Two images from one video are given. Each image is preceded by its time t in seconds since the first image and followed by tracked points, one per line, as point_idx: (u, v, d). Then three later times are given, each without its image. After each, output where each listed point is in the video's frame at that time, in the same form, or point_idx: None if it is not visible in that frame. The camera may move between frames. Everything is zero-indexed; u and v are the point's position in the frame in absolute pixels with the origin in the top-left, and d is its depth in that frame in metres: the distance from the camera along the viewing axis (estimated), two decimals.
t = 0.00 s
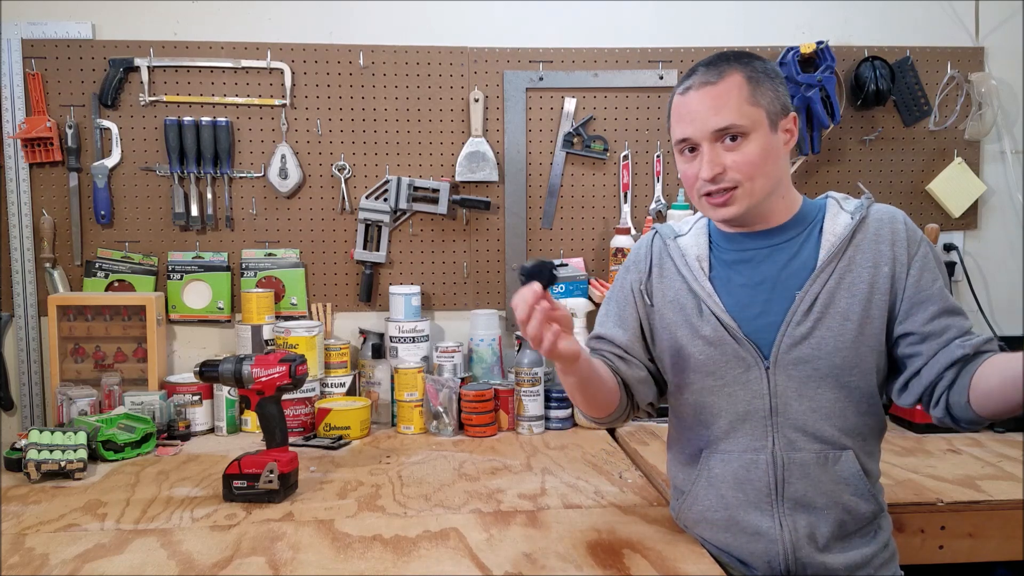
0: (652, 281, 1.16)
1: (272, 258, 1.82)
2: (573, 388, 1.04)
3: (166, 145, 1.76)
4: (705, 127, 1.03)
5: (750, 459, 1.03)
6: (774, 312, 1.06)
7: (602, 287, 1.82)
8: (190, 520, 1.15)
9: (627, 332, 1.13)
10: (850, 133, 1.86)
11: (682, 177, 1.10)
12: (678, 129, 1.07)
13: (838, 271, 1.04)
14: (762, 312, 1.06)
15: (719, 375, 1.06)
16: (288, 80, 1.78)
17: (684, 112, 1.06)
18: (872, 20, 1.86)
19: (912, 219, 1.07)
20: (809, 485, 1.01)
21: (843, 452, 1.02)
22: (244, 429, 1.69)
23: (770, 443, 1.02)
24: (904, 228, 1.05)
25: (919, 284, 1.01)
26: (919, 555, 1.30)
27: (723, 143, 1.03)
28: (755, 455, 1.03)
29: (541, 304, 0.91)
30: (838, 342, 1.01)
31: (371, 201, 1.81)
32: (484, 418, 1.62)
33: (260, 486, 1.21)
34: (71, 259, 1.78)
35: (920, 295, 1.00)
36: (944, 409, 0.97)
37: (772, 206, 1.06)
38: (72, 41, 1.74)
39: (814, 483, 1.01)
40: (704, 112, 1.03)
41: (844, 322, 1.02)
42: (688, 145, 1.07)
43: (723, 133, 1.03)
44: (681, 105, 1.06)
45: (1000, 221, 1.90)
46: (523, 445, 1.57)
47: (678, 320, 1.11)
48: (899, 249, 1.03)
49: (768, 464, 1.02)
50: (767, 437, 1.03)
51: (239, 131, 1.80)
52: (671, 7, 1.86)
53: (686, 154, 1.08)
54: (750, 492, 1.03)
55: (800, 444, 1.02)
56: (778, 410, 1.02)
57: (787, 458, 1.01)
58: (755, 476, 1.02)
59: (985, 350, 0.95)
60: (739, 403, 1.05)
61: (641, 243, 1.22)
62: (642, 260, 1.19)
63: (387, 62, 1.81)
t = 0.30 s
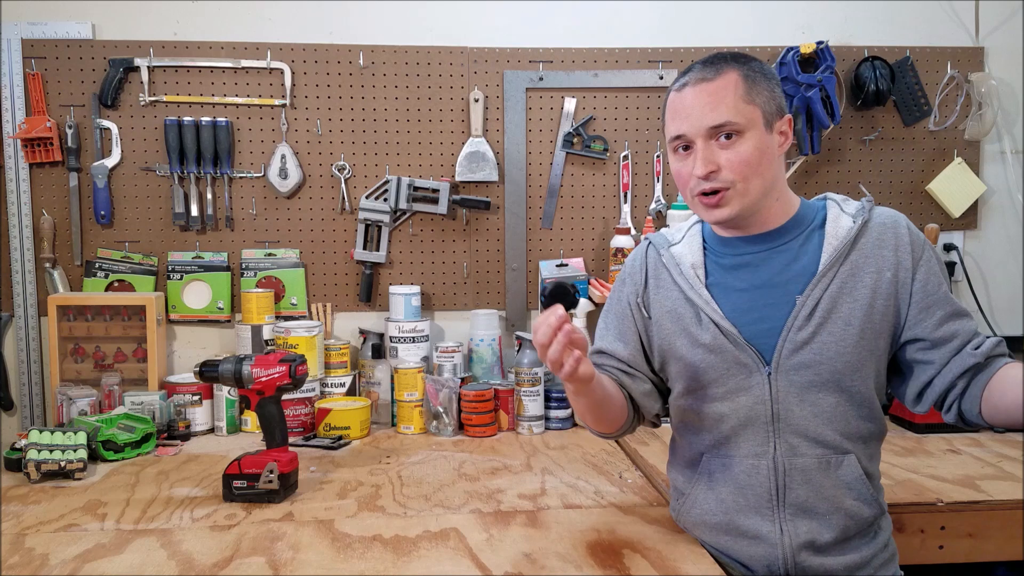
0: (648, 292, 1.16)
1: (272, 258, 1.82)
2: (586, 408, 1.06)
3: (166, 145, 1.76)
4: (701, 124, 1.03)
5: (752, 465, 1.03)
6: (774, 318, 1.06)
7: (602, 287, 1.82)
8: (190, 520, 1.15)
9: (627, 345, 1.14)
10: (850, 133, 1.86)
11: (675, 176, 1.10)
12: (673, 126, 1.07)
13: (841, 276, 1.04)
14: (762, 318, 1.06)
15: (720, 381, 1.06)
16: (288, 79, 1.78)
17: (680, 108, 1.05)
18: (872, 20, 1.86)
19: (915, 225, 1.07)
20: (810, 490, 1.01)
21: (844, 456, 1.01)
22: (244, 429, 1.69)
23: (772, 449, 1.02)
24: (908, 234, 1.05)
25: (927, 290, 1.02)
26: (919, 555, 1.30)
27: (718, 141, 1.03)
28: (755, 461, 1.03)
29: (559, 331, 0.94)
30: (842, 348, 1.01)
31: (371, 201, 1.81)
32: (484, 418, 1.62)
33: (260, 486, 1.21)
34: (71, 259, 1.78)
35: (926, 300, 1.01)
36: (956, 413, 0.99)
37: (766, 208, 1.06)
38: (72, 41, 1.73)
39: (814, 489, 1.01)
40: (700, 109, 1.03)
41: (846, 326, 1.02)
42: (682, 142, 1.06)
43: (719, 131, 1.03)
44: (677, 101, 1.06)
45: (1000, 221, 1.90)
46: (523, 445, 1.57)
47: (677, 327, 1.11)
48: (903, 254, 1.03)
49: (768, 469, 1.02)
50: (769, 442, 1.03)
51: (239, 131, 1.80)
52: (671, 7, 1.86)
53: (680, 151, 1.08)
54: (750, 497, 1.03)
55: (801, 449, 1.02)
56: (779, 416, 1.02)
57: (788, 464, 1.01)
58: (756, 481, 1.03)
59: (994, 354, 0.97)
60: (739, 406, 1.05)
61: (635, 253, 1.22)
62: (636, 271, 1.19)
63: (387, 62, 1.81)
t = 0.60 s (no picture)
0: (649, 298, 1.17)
1: (272, 258, 1.82)
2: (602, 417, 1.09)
3: (166, 145, 1.76)
4: (709, 125, 1.03)
5: (753, 469, 1.04)
6: (778, 323, 1.05)
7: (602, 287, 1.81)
8: (190, 519, 1.15)
9: (632, 351, 1.15)
10: (850, 133, 1.86)
11: (681, 177, 1.10)
12: (680, 127, 1.07)
13: (847, 283, 1.03)
14: (765, 323, 1.06)
15: (722, 386, 1.06)
16: (288, 79, 1.78)
17: (688, 109, 1.05)
18: (872, 20, 1.86)
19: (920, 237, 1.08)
20: (811, 495, 1.01)
21: (846, 461, 1.01)
22: (244, 429, 1.69)
23: (773, 453, 1.02)
24: (913, 245, 1.05)
25: (926, 304, 1.02)
26: (920, 555, 1.30)
27: (727, 143, 1.03)
28: (757, 464, 1.04)
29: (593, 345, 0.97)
30: (846, 354, 1.01)
31: (371, 201, 1.81)
32: (484, 418, 1.62)
33: (260, 486, 1.21)
34: (71, 259, 1.78)
35: (927, 313, 1.02)
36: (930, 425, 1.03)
37: (775, 209, 1.07)
38: (72, 41, 1.73)
39: (815, 494, 1.01)
40: (709, 110, 1.03)
41: (851, 334, 1.02)
42: (689, 143, 1.06)
43: (728, 132, 1.03)
44: (684, 102, 1.06)
45: (1000, 221, 1.90)
46: (523, 445, 1.57)
47: (679, 332, 1.11)
48: (909, 265, 1.03)
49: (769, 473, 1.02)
50: (771, 447, 1.03)
51: (239, 131, 1.80)
52: (671, 7, 1.86)
53: (687, 153, 1.07)
54: (750, 501, 1.03)
55: (802, 454, 1.02)
56: (781, 421, 1.02)
57: (790, 469, 1.02)
58: (757, 485, 1.03)
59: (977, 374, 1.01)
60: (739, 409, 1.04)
61: (633, 257, 1.22)
62: (636, 276, 1.19)
63: (387, 62, 1.81)
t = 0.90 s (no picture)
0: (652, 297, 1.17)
1: (272, 258, 1.82)
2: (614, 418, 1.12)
3: (166, 145, 1.76)
4: (712, 119, 1.04)
5: (754, 469, 1.04)
6: (779, 323, 1.05)
7: (602, 287, 1.81)
8: (190, 519, 1.15)
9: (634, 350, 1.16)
10: (850, 133, 1.86)
11: (686, 172, 1.11)
12: (685, 122, 1.08)
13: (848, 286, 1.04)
14: (766, 323, 1.06)
15: (722, 387, 1.06)
16: (288, 79, 1.78)
17: (692, 104, 1.07)
18: (872, 20, 1.86)
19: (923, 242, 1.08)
20: (811, 495, 1.01)
21: (847, 461, 1.01)
22: (244, 429, 1.69)
23: (774, 454, 1.03)
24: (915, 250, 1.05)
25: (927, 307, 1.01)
26: (920, 555, 1.30)
27: (729, 137, 1.04)
28: (758, 464, 1.04)
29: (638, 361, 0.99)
30: (846, 357, 1.02)
31: (371, 201, 1.81)
32: (484, 418, 1.62)
33: (260, 486, 1.21)
34: (71, 259, 1.78)
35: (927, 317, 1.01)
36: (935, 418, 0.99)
37: (777, 208, 1.07)
38: (72, 41, 1.73)
39: (816, 493, 1.01)
40: (713, 104, 1.04)
41: (851, 337, 1.02)
42: (694, 138, 1.07)
43: (730, 126, 1.03)
44: (689, 97, 1.07)
45: (1000, 221, 1.90)
46: (523, 445, 1.57)
47: (681, 332, 1.11)
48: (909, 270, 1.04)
49: (771, 473, 1.03)
50: (772, 447, 1.03)
51: (239, 131, 1.80)
52: (670, 6, 1.86)
53: (692, 148, 1.08)
54: (751, 500, 1.03)
55: (803, 454, 1.02)
56: (782, 421, 1.02)
57: (791, 469, 1.02)
58: (758, 485, 1.03)
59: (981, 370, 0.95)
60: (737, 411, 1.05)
61: (638, 257, 1.23)
62: (640, 276, 1.20)
63: (387, 62, 1.81)
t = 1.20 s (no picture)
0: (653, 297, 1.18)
1: (272, 258, 1.82)
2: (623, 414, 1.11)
3: (166, 145, 1.76)
4: (694, 121, 1.05)
5: (751, 469, 1.04)
6: (772, 323, 1.06)
7: (602, 287, 1.81)
8: (190, 520, 1.15)
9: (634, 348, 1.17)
10: (850, 133, 1.86)
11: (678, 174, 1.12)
12: (672, 126, 1.10)
13: (839, 286, 1.01)
14: (760, 323, 1.07)
15: (720, 388, 1.06)
16: (288, 80, 1.78)
17: (675, 109, 1.08)
18: (872, 20, 1.86)
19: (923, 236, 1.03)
20: (809, 495, 1.00)
21: (844, 460, 1.01)
22: (244, 429, 1.69)
23: (771, 454, 1.03)
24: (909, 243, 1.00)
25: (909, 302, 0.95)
26: (920, 556, 1.30)
27: (713, 138, 1.05)
28: (755, 464, 1.04)
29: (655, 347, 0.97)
30: (838, 358, 1.00)
31: (371, 201, 1.81)
32: (484, 418, 1.62)
33: (260, 486, 1.21)
34: (71, 259, 1.78)
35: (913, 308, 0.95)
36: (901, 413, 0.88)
37: (765, 205, 1.07)
38: (72, 41, 1.73)
39: (814, 493, 1.00)
40: (693, 107, 1.05)
41: (842, 336, 1.00)
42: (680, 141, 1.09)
43: (712, 127, 1.04)
44: (672, 102, 1.09)
45: (1000, 221, 1.90)
46: (523, 445, 1.57)
47: (679, 332, 1.12)
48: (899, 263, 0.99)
49: (768, 473, 1.02)
50: (769, 448, 1.03)
51: (239, 131, 1.80)
52: (670, 6, 1.86)
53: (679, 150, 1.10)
54: (748, 501, 1.03)
55: (799, 453, 1.02)
56: (777, 421, 1.02)
57: (787, 469, 1.01)
58: (756, 486, 1.03)
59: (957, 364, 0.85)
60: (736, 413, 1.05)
61: (641, 258, 1.24)
62: (642, 276, 1.21)
63: (387, 62, 1.81)
